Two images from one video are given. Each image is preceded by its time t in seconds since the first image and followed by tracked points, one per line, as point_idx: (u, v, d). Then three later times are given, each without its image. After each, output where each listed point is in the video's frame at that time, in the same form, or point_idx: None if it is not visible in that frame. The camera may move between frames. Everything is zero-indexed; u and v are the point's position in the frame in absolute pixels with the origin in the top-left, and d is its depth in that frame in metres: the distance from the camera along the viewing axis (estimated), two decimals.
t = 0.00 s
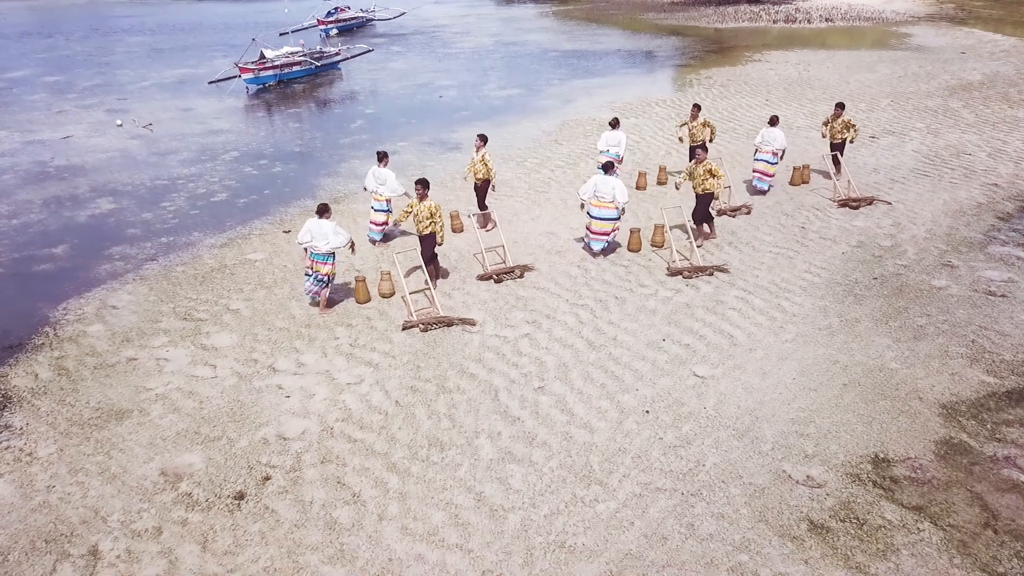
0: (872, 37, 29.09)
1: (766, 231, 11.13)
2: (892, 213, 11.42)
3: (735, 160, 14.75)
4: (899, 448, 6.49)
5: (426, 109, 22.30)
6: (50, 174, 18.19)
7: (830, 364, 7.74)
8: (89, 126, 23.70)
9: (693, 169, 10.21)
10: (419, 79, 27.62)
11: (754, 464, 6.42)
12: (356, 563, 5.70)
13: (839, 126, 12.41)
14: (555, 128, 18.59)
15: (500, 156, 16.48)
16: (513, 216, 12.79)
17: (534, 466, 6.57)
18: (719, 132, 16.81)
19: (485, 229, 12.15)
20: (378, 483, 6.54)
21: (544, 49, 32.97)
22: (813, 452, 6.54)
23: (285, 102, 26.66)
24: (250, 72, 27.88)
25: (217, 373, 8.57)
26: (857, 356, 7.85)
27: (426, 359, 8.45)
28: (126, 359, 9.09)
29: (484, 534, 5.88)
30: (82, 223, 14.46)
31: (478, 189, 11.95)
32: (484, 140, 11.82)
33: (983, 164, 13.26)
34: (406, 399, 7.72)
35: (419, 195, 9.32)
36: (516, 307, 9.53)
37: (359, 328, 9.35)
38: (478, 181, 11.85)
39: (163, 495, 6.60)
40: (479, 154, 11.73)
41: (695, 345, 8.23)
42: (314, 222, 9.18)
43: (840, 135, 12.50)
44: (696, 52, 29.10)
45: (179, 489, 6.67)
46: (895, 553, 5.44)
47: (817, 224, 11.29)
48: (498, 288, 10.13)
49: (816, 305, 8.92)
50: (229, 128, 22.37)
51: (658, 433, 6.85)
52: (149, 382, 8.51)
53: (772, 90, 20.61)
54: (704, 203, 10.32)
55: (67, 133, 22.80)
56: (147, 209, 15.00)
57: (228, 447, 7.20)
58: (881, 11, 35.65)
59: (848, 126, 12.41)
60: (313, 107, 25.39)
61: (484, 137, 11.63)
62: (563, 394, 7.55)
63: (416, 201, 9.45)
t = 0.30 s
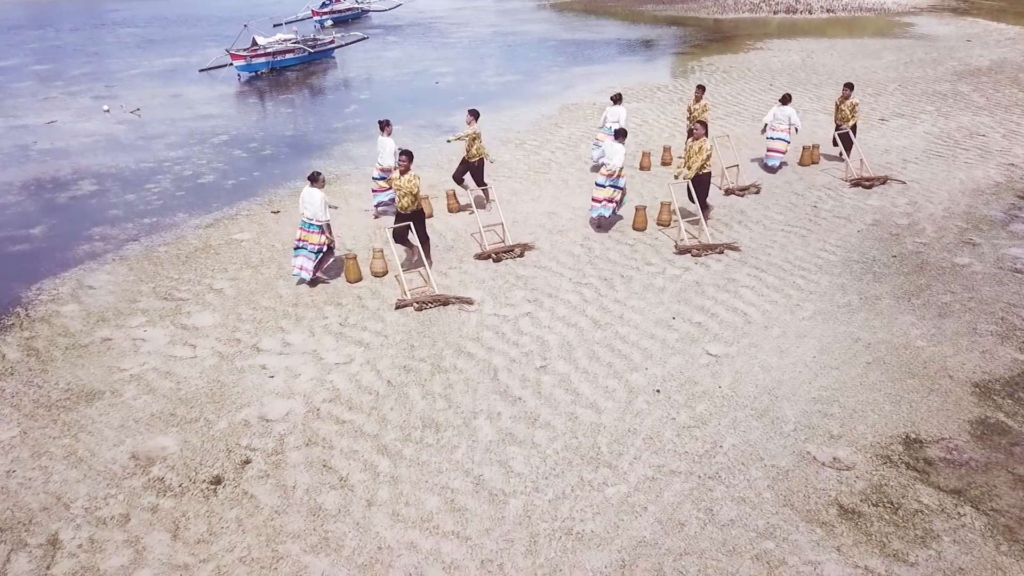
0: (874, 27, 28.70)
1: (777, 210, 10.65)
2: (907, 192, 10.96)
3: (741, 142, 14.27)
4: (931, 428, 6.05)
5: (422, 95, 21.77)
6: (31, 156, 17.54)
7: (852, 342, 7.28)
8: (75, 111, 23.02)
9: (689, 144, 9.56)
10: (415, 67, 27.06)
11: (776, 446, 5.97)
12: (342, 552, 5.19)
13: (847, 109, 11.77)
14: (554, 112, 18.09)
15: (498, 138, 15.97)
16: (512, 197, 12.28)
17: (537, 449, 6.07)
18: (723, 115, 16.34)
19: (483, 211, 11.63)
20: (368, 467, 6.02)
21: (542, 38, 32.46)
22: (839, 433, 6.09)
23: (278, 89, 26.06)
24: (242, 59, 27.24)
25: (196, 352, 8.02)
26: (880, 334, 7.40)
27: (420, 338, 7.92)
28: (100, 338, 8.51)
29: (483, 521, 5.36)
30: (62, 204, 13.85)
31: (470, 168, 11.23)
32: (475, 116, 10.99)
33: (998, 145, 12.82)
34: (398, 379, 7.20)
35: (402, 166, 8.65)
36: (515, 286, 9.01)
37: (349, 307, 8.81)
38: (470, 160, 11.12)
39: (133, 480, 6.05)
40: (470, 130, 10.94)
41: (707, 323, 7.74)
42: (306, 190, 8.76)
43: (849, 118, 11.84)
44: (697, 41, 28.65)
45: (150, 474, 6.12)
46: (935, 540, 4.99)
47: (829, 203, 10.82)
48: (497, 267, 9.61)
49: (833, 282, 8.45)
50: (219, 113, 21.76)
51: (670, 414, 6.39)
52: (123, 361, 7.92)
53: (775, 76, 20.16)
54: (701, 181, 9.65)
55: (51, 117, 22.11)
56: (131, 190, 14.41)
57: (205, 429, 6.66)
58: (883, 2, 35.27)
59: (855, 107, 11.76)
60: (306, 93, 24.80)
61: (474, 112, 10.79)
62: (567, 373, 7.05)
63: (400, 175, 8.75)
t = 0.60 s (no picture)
0: (878, 19, 28.35)
1: (786, 196, 10.26)
2: (920, 178, 10.57)
3: (747, 129, 13.88)
4: (961, 419, 5.67)
5: (419, 84, 21.33)
6: (16, 143, 17.04)
7: (871, 329, 6.89)
8: (63, 100, 22.49)
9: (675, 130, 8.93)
10: (412, 58, 26.61)
11: (796, 437, 5.58)
12: (328, 551, 4.77)
13: (847, 97, 11.23)
14: (554, 100, 17.68)
15: (496, 126, 15.56)
16: (512, 183, 11.87)
17: (538, 440, 5.66)
18: (728, 103, 15.95)
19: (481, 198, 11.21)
20: (357, 459, 5.60)
21: (541, 30, 32.02)
22: (862, 424, 5.70)
23: (272, 79, 25.59)
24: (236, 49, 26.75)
25: (178, 340, 7.58)
26: (900, 321, 7.01)
27: (414, 326, 7.51)
28: (77, 325, 8.06)
29: (481, 518, 4.95)
30: (45, 190, 13.37)
31: (454, 160, 10.68)
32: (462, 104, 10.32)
33: (1012, 132, 12.44)
34: (391, 367, 6.78)
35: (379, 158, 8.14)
36: (515, 272, 8.59)
37: (340, 294, 8.38)
38: (453, 150, 10.57)
39: (103, 473, 5.62)
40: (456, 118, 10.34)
41: (717, 310, 7.35)
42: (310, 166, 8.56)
43: (850, 104, 11.35)
44: (698, 34, 28.26)
45: (122, 467, 5.68)
46: (972, 539, 4.61)
47: (840, 189, 10.43)
48: (495, 253, 9.19)
49: (848, 268, 8.06)
50: (211, 103, 21.28)
51: (680, 403, 6.00)
52: (100, 349, 7.48)
53: (779, 66, 19.78)
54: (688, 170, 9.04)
55: (38, 106, 21.59)
56: (118, 177, 13.95)
57: (184, 419, 6.24)
58: None
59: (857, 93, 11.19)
60: (301, 83, 24.32)
61: (461, 100, 10.08)
62: (570, 361, 6.65)
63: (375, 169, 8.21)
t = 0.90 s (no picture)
0: (882, 18, 28.07)
1: (794, 194, 9.99)
2: (932, 176, 10.29)
3: (752, 126, 13.60)
4: (986, 427, 5.38)
5: (418, 82, 21.05)
6: (7, 140, 16.74)
7: (888, 332, 6.61)
8: (57, 97, 22.19)
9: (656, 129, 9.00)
10: (411, 56, 26.32)
11: (812, 446, 5.29)
12: (318, 568, 4.48)
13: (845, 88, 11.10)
14: (556, 98, 17.41)
15: (497, 124, 15.29)
16: (512, 181, 11.59)
17: (541, 449, 5.38)
18: (732, 100, 15.67)
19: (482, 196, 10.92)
20: (349, 470, 5.31)
21: (542, 29, 31.73)
22: (881, 431, 5.41)
23: (269, 77, 25.30)
24: (233, 46, 26.47)
25: (166, 343, 7.29)
26: (917, 323, 6.72)
27: (411, 328, 7.22)
28: (61, 327, 7.76)
29: (481, 533, 4.66)
30: (35, 188, 13.08)
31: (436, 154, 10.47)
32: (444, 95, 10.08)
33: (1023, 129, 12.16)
34: (387, 372, 6.50)
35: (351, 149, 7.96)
36: (516, 272, 8.31)
37: (335, 295, 8.10)
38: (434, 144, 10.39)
39: (83, 485, 5.32)
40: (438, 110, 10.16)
41: (726, 312, 7.06)
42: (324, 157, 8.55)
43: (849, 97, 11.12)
44: (700, 32, 27.99)
45: (103, 478, 5.39)
46: (1004, 557, 4.32)
47: (850, 187, 10.15)
48: (496, 253, 8.91)
49: (862, 268, 7.78)
50: (207, 100, 20.99)
51: (690, 410, 5.71)
52: (84, 352, 7.19)
53: (784, 63, 19.50)
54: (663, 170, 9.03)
55: (31, 103, 21.27)
56: (109, 175, 13.65)
57: (170, 426, 5.95)
58: None
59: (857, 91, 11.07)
60: (299, 81, 24.04)
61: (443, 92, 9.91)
62: (574, 365, 6.36)
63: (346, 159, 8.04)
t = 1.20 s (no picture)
0: (884, 24, 28.00)
1: (798, 201, 9.83)
2: (938, 183, 10.13)
3: (755, 132, 13.46)
4: (1002, 442, 5.20)
5: (418, 88, 20.95)
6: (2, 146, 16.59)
7: (899, 342, 6.43)
8: (54, 103, 22.08)
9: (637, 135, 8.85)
10: (411, 62, 26.24)
11: (823, 462, 5.10)
12: None
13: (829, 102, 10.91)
14: (556, 104, 17.30)
15: (497, 130, 15.15)
16: (512, 188, 11.45)
17: (542, 465, 5.19)
18: (735, 106, 15.54)
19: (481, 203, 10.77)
20: (343, 487, 5.12)
21: (542, 35, 31.67)
22: (893, 447, 5.22)
23: (268, 83, 25.21)
24: (231, 52, 26.41)
25: (156, 354, 7.11)
26: (928, 333, 6.54)
27: (409, 338, 7.04)
28: (50, 338, 7.58)
29: (480, 554, 4.46)
30: (28, 195, 12.92)
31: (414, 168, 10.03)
32: (428, 108, 9.67)
33: None
34: (383, 384, 6.31)
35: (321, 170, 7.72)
36: (516, 280, 8.14)
37: (331, 304, 7.93)
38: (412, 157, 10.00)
39: (66, 503, 5.13)
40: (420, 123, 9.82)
41: (732, 322, 6.89)
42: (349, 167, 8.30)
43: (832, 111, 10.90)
44: (701, 38, 27.92)
45: (87, 495, 5.20)
46: None
47: (855, 194, 9.99)
48: (496, 261, 8.74)
49: (870, 277, 7.61)
50: (205, 106, 20.88)
51: (696, 424, 5.53)
52: (73, 364, 7.01)
53: (786, 69, 19.40)
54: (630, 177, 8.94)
55: (28, 110, 21.14)
56: (104, 182, 13.50)
57: (159, 441, 5.76)
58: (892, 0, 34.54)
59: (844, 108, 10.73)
60: (297, 87, 23.93)
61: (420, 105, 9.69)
62: (576, 377, 6.18)
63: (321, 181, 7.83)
